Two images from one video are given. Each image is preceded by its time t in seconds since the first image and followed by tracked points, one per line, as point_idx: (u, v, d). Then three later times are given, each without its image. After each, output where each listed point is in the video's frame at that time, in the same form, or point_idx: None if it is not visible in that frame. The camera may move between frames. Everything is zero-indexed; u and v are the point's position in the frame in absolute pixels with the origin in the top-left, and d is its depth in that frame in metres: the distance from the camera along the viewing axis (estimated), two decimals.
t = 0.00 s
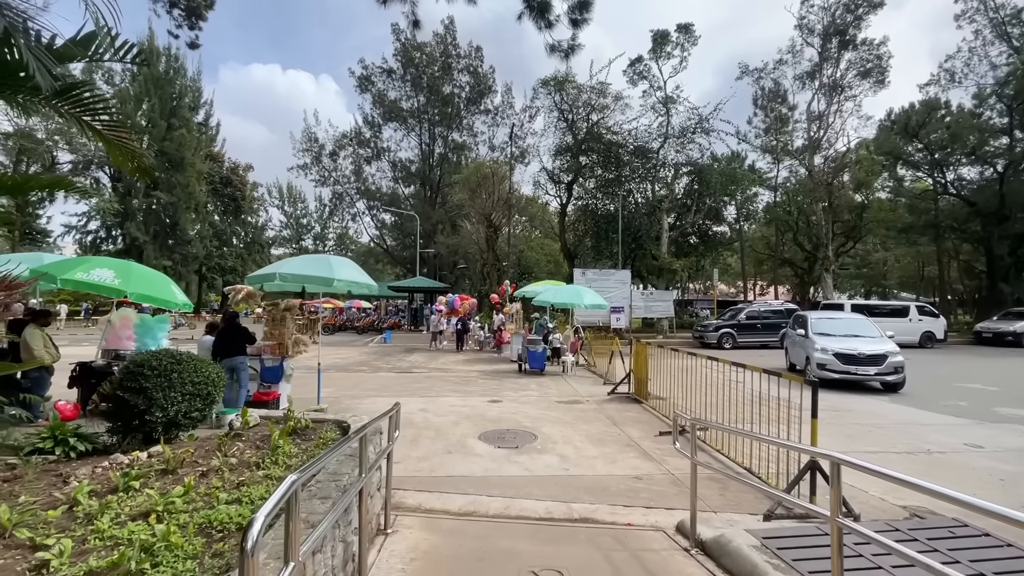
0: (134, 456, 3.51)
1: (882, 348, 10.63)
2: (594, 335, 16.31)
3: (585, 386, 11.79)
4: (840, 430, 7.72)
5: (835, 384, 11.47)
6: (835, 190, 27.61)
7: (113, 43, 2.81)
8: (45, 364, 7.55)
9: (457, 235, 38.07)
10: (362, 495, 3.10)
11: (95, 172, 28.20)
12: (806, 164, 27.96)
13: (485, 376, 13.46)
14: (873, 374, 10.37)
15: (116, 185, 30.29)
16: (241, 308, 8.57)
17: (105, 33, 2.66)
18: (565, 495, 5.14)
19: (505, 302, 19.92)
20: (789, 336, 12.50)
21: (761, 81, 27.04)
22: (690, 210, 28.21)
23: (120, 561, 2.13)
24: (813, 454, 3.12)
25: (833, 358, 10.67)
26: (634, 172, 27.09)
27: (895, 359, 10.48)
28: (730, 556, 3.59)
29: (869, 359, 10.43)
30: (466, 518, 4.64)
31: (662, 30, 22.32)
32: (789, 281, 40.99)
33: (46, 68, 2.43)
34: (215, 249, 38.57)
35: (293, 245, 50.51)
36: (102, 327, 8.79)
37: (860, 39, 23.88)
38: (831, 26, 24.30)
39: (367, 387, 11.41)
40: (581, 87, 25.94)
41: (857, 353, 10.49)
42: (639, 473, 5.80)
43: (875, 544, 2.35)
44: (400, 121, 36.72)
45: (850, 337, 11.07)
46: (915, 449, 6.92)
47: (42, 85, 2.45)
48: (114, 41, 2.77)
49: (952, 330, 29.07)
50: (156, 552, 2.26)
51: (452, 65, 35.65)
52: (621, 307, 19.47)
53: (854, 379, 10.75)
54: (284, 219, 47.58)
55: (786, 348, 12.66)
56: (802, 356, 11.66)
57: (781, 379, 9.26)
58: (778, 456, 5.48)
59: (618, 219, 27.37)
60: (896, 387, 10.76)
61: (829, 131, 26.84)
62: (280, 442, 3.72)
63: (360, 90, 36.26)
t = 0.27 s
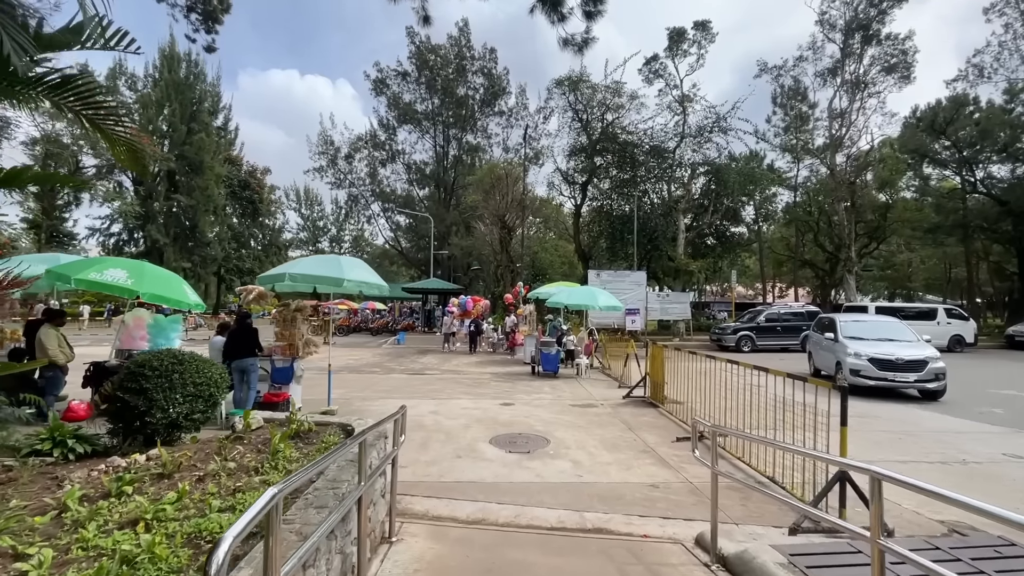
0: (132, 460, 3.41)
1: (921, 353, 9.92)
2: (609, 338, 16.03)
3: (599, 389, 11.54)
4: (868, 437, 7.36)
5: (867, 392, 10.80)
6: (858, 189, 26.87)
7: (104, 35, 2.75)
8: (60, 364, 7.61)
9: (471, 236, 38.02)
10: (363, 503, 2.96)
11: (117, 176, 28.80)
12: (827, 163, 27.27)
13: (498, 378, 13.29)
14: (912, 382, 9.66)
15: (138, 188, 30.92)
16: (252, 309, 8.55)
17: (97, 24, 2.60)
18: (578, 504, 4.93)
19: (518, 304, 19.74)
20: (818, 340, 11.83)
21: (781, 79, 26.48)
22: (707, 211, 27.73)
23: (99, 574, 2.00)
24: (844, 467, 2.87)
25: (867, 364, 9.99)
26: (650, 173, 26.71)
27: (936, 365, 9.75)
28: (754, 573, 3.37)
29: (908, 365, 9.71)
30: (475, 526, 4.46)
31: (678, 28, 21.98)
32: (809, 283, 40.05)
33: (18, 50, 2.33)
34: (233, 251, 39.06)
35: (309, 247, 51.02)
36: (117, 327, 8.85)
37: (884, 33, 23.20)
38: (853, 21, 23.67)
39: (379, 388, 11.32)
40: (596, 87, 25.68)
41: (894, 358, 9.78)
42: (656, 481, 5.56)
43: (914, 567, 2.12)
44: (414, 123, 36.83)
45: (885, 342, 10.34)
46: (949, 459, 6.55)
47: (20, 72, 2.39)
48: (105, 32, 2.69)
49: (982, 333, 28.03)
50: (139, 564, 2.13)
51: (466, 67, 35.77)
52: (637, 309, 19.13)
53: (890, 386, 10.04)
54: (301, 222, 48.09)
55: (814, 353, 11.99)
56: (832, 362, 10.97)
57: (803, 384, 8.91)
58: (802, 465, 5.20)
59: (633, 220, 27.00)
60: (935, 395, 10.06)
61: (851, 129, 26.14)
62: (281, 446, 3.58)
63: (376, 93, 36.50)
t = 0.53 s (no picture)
0: (123, 465, 3.29)
1: (958, 359, 9.33)
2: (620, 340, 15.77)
3: (610, 392, 11.30)
4: (892, 445, 7.05)
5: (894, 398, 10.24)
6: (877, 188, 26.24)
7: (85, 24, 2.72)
8: (68, 365, 7.62)
9: (481, 238, 37.91)
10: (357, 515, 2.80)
11: (133, 179, 29.20)
12: (844, 163, 26.67)
13: (507, 380, 13.11)
14: (951, 390, 9.08)
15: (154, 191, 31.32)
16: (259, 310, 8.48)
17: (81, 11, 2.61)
18: (587, 513, 4.72)
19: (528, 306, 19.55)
20: (843, 344, 11.22)
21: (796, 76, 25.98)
22: (721, 211, 27.30)
23: None
24: (867, 480, 2.65)
25: (901, 370, 9.38)
26: (662, 173, 26.37)
27: (975, 372, 9.19)
28: None
29: (946, 371, 9.12)
30: (480, 536, 4.29)
31: (691, 26, 21.66)
32: (826, 285, 39.25)
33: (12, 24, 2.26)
34: (247, 254, 39.42)
35: (322, 249, 51.33)
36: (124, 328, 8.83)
37: (904, 28, 22.63)
38: (871, 17, 23.13)
39: (387, 390, 11.20)
40: (607, 86, 25.43)
41: (931, 364, 9.18)
42: (669, 490, 5.33)
43: None
44: (425, 125, 36.85)
45: (918, 347, 9.75)
46: (980, 468, 6.21)
47: None
48: (88, 21, 2.66)
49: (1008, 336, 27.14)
50: None
51: (476, 69, 35.80)
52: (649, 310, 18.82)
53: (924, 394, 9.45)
54: (313, 224, 48.45)
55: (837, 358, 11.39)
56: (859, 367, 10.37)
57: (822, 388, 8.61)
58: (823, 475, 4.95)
59: (645, 221, 26.66)
60: (972, 403, 9.49)
61: (870, 127, 25.55)
62: (278, 452, 3.45)
63: (387, 96, 36.62)
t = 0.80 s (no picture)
0: (111, 475, 3.17)
1: (999, 365, 8.70)
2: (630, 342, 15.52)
3: (620, 396, 11.07)
4: (915, 454, 6.76)
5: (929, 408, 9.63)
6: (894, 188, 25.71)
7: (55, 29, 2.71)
8: (73, 368, 7.59)
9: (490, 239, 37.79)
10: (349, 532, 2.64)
11: (146, 182, 29.51)
12: (860, 162, 26.16)
13: (515, 384, 12.93)
14: (991, 399, 8.47)
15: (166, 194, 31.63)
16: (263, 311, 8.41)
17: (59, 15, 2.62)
18: (596, 524, 4.53)
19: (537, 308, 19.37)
20: (869, 348, 10.66)
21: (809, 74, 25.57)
22: (733, 212, 26.92)
23: None
24: (895, 500, 2.45)
25: (936, 377, 8.80)
26: (672, 173, 26.08)
27: (1017, 379, 8.56)
28: None
29: (985, 378, 8.52)
30: (483, 548, 4.12)
31: (702, 24, 21.38)
32: (840, 286, 38.55)
33: None
34: (258, 255, 39.67)
35: (331, 251, 51.56)
36: (129, 331, 8.77)
37: (920, 24, 22.15)
38: (888, 13, 22.66)
39: (394, 393, 11.09)
40: (617, 86, 25.23)
41: (969, 371, 8.59)
42: (681, 500, 5.11)
43: None
44: (434, 127, 36.86)
45: (954, 353, 9.15)
46: (1009, 480, 5.90)
47: None
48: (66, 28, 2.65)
49: None
50: None
51: (486, 70, 35.80)
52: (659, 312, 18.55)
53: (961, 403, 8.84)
54: (324, 226, 48.71)
55: (862, 362, 10.84)
56: (889, 374, 9.81)
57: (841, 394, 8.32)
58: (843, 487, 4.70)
59: (656, 222, 26.36)
60: (1014, 413, 8.84)
61: (885, 126, 25.04)
62: (271, 460, 3.31)
63: (396, 98, 36.72)
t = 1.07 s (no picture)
0: (96, 483, 3.04)
1: None
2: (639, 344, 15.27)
3: (629, 399, 10.86)
4: (938, 463, 6.47)
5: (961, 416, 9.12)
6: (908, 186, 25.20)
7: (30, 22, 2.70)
8: (75, 369, 7.55)
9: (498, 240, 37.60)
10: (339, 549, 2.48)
11: (156, 183, 29.71)
12: (874, 160, 25.66)
13: (522, 386, 12.75)
14: None
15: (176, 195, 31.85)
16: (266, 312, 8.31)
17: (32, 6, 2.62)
18: (603, 535, 4.34)
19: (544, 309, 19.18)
20: (897, 351, 10.14)
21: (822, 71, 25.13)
22: (743, 211, 26.55)
23: None
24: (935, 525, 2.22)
25: (974, 385, 8.26)
26: (682, 173, 25.75)
27: None
28: None
29: None
30: (485, 560, 3.94)
31: (711, 21, 21.08)
32: (854, 287, 37.89)
33: None
34: (267, 256, 39.83)
35: (340, 252, 51.72)
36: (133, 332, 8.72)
37: (937, 19, 21.66)
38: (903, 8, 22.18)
39: (399, 395, 10.96)
40: (625, 85, 24.98)
41: (1011, 378, 8.04)
42: (692, 510, 4.90)
43: None
44: (441, 127, 36.79)
45: (993, 358, 8.59)
46: None
47: None
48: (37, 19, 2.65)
49: None
50: None
51: (493, 70, 35.72)
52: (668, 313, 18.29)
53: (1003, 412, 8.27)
54: (332, 228, 48.86)
55: (888, 366, 10.34)
56: (921, 380, 9.29)
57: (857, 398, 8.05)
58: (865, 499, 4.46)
59: (665, 222, 26.05)
60: None
61: (900, 123, 24.54)
62: (262, 470, 3.17)
63: (404, 99, 36.69)
